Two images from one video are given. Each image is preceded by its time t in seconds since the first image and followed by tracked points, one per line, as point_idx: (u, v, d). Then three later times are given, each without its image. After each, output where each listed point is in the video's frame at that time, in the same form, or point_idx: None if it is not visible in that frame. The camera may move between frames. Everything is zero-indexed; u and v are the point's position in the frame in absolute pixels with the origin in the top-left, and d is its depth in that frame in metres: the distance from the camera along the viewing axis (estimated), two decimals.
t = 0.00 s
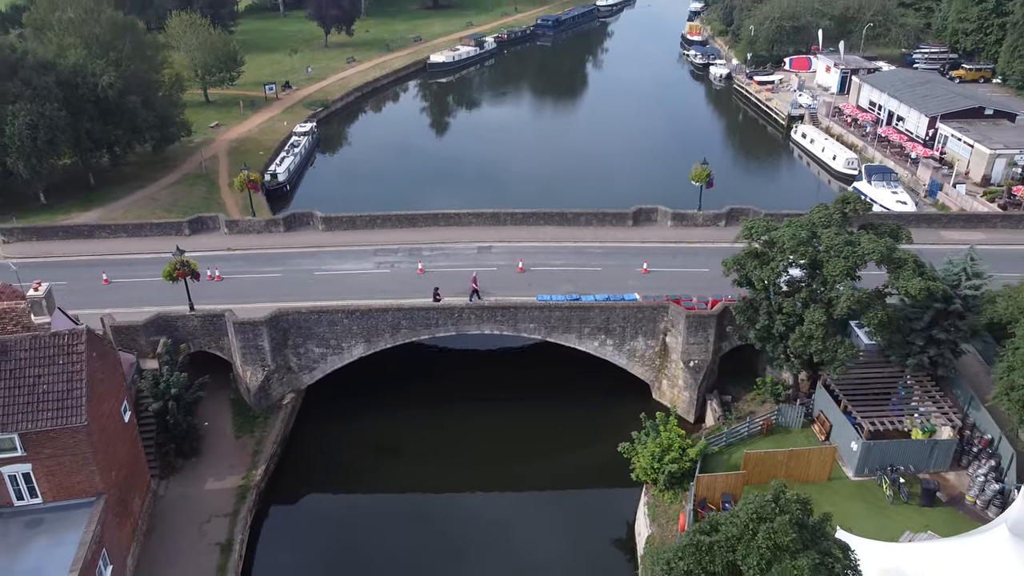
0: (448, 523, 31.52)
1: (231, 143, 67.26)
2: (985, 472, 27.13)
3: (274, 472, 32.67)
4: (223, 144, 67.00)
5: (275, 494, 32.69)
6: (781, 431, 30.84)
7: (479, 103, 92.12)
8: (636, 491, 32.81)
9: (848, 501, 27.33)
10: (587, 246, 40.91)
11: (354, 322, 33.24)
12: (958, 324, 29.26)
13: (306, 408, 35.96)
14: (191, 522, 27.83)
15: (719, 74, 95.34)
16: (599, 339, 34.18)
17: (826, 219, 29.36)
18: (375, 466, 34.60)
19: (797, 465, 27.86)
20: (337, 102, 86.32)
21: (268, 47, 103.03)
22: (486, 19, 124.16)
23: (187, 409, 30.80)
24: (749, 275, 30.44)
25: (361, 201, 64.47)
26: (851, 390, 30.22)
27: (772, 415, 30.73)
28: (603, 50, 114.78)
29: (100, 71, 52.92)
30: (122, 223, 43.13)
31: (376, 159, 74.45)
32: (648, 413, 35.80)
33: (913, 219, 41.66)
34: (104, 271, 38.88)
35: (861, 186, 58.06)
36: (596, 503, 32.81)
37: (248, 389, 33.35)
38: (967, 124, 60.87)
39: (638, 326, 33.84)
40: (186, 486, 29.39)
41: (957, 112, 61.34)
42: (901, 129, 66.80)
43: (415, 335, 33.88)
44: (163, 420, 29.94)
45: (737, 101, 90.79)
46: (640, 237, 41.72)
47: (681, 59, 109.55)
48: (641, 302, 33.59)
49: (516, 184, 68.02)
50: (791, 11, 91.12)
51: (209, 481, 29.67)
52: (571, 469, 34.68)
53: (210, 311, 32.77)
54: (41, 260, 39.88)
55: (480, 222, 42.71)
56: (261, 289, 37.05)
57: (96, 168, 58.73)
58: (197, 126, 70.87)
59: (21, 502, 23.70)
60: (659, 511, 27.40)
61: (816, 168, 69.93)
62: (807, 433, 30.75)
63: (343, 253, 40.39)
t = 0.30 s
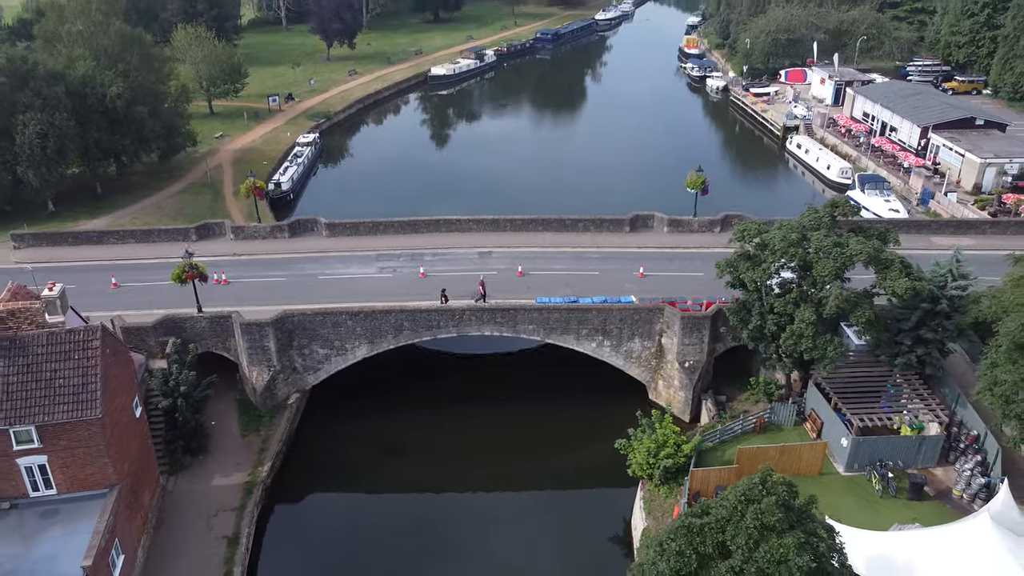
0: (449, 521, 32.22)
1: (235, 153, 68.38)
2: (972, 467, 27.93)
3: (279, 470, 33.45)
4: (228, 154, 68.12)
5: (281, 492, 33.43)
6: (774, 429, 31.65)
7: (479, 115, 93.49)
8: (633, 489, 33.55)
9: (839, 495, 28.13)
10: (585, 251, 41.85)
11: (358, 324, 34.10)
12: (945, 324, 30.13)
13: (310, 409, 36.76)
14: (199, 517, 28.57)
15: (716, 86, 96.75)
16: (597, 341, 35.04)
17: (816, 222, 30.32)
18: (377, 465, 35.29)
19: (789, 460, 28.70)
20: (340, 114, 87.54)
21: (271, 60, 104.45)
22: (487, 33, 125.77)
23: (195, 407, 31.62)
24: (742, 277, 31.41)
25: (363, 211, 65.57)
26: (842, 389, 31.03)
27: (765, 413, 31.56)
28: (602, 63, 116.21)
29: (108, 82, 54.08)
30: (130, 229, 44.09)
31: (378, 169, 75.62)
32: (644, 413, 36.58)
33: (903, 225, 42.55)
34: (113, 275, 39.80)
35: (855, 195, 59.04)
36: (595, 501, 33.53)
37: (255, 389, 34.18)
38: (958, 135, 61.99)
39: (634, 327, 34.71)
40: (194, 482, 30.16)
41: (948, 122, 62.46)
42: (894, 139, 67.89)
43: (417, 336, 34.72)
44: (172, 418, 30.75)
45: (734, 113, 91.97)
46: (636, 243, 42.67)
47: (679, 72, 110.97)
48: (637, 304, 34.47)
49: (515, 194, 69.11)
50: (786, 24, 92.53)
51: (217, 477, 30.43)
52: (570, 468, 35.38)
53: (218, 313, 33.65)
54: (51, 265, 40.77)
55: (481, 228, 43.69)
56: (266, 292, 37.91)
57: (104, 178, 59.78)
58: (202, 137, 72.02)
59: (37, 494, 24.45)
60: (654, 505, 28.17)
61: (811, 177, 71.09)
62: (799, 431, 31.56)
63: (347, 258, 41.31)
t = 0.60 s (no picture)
0: (450, 519, 33.09)
1: (240, 164, 69.58)
2: (957, 463, 28.79)
3: (285, 469, 34.33)
4: (233, 165, 69.32)
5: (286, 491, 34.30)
6: (766, 427, 32.56)
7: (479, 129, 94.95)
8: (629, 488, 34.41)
9: (829, 489, 29.00)
10: (583, 257, 42.89)
11: (362, 326, 35.08)
12: (931, 325, 31.12)
13: (314, 411, 37.65)
14: (208, 511, 29.44)
15: (713, 100, 98.25)
16: (594, 343, 36.01)
17: (805, 225, 31.36)
18: (380, 464, 36.14)
19: (780, 456, 29.59)
20: (342, 126, 88.90)
21: (275, 74, 106.04)
22: (486, 48, 127.55)
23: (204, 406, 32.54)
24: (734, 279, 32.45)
25: (365, 221, 66.69)
26: (832, 387, 31.90)
27: (757, 412, 32.51)
28: (600, 78, 117.86)
29: (117, 94, 55.42)
30: (138, 236, 45.14)
31: (379, 182, 76.85)
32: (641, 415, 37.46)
33: (894, 231, 43.57)
34: (123, 280, 40.81)
35: (847, 205, 60.10)
36: (592, 501, 34.36)
37: (261, 390, 35.10)
38: (949, 146, 63.26)
39: (630, 329, 35.67)
40: (202, 478, 31.05)
41: (939, 134, 63.74)
42: (886, 150, 69.18)
43: (419, 338, 35.68)
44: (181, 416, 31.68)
45: (731, 127, 93.37)
46: (633, 249, 43.72)
47: (676, 86, 112.54)
48: (633, 307, 35.44)
49: (514, 206, 70.31)
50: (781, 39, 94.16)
51: (225, 474, 31.32)
52: (568, 468, 36.24)
53: (226, 315, 34.64)
54: (62, 270, 41.78)
55: (481, 235, 44.76)
56: (272, 296, 38.89)
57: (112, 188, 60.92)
58: (207, 149, 73.30)
59: (53, 485, 25.36)
60: (649, 499, 29.01)
61: (806, 188, 72.32)
62: (790, 429, 32.47)
63: (350, 264, 42.32)
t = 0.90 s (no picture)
0: (452, 518, 33.96)
1: (245, 176, 70.79)
2: (943, 459, 29.69)
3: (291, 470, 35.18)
4: (238, 177, 70.51)
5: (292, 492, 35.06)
6: (759, 427, 33.49)
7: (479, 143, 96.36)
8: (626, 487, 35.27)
9: (819, 486, 29.90)
10: (581, 264, 43.94)
11: (365, 329, 36.05)
12: (918, 326, 32.09)
13: (319, 412, 38.55)
14: (217, 506, 30.30)
15: (709, 113, 99.72)
16: (591, 345, 36.99)
17: (794, 229, 32.43)
18: (383, 464, 36.93)
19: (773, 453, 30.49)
20: (344, 139, 90.31)
21: (278, 88, 107.55)
22: (487, 63, 129.26)
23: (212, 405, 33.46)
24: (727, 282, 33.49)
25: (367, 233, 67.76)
26: (823, 386, 32.80)
27: (750, 412, 33.48)
28: (599, 92, 119.42)
29: (126, 106, 56.84)
30: (147, 244, 46.17)
31: (381, 194, 78.07)
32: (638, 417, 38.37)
33: (885, 239, 44.65)
34: (132, 285, 41.80)
35: (841, 214, 61.13)
36: (590, 501, 35.18)
37: (267, 391, 36.01)
38: (940, 157, 64.53)
39: (627, 332, 36.64)
40: (210, 475, 31.93)
41: (930, 145, 65.05)
42: (879, 162, 70.46)
43: (421, 341, 36.63)
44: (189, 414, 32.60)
45: (727, 140, 94.71)
46: (629, 256, 44.75)
47: (674, 100, 114.10)
48: (629, 310, 36.42)
49: (514, 219, 71.52)
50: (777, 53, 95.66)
51: (233, 471, 32.18)
52: (566, 468, 37.04)
53: (233, 318, 35.64)
54: (72, 276, 42.78)
55: (482, 242, 45.84)
56: (278, 300, 39.87)
57: (119, 198, 62.12)
58: (212, 160, 74.53)
59: (68, 478, 26.24)
60: (645, 495, 29.90)
61: (801, 199, 73.46)
62: (782, 428, 33.41)
63: (354, 270, 43.34)
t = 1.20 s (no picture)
0: (453, 518, 34.81)
1: (249, 187, 71.98)
2: (930, 457, 30.60)
3: (296, 470, 36.06)
4: (242, 188, 71.69)
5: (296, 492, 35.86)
6: (751, 427, 34.43)
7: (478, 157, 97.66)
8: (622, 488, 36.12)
9: (810, 483, 30.84)
10: (579, 271, 44.99)
11: (369, 332, 36.99)
12: (905, 328, 33.12)
13: (324, 415, 39.47)
14: (225, 504, 31.15)
15: (706, 126, 101.10)
16: (589, 349, 37.96)
17: (784, 233, 33.51)
18: (385, 464, 37.82)
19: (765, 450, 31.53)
20: (346, 152, 91.71)
21: (281, 102, 109.06)
22: (486, 78, 130.96)
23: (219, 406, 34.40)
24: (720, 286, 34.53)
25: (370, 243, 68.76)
26: (813, 386, 33.71)
27: (743, 412, 34.44)
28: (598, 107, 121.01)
29: (134, 118, 58.22)
30: (154, 252, 47.21)
31: (384, 207, 79.26)
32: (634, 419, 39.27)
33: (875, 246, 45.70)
34: (140, 291, 42.82)
35: (834, 224, 62.16)
36: (587, 500, 36.01)
37: (273, 393, 36.93)
38: (932, 168, 65.79)
39: (623, 336, 37.63)
40: (218, 474, 32.85)
41: (922, 157, 66.36)
42: (872, 173, 71.74)
43: (423, 344, 37.58)
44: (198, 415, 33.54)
45: (724, 153, 96.04)
46: (626, 263, 45.80)
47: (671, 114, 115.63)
48: (626, 315, 37.44)
49: (513, 231, 72.66)
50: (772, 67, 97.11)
51: (240, 470, 33.08)
52: (565, 469, 37.90)
53: (240, 322, 36.62)
54: (81, 283, 43.79)
55: (482, 250, 46.94)
56: (283, 305, 40.85)
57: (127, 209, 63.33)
58: (217, 172, 75.80)
59: (82, 473, 27.16)
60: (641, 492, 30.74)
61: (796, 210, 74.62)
62: (774, 428, 34.35)
63: (357, 277, 44.35)
